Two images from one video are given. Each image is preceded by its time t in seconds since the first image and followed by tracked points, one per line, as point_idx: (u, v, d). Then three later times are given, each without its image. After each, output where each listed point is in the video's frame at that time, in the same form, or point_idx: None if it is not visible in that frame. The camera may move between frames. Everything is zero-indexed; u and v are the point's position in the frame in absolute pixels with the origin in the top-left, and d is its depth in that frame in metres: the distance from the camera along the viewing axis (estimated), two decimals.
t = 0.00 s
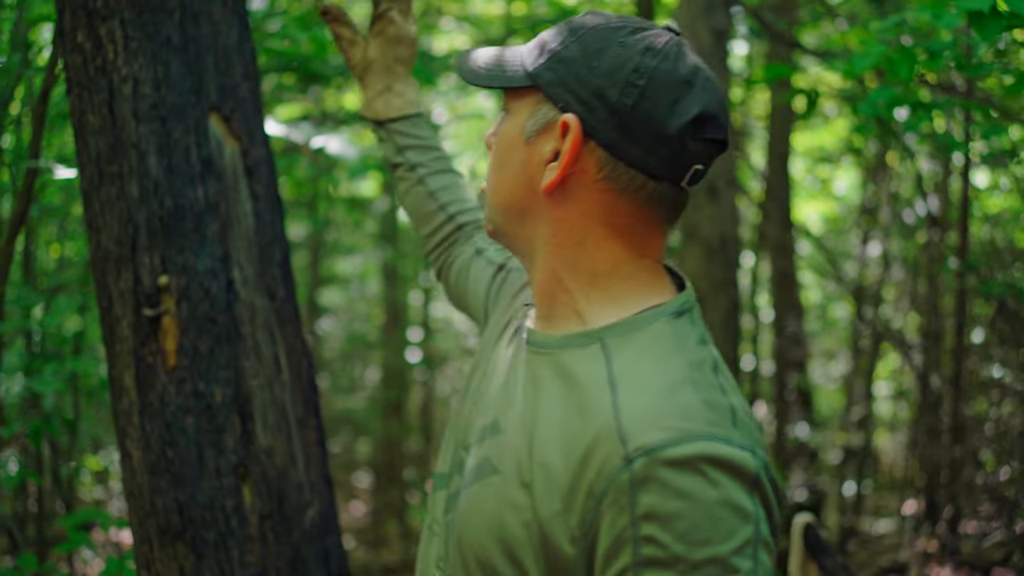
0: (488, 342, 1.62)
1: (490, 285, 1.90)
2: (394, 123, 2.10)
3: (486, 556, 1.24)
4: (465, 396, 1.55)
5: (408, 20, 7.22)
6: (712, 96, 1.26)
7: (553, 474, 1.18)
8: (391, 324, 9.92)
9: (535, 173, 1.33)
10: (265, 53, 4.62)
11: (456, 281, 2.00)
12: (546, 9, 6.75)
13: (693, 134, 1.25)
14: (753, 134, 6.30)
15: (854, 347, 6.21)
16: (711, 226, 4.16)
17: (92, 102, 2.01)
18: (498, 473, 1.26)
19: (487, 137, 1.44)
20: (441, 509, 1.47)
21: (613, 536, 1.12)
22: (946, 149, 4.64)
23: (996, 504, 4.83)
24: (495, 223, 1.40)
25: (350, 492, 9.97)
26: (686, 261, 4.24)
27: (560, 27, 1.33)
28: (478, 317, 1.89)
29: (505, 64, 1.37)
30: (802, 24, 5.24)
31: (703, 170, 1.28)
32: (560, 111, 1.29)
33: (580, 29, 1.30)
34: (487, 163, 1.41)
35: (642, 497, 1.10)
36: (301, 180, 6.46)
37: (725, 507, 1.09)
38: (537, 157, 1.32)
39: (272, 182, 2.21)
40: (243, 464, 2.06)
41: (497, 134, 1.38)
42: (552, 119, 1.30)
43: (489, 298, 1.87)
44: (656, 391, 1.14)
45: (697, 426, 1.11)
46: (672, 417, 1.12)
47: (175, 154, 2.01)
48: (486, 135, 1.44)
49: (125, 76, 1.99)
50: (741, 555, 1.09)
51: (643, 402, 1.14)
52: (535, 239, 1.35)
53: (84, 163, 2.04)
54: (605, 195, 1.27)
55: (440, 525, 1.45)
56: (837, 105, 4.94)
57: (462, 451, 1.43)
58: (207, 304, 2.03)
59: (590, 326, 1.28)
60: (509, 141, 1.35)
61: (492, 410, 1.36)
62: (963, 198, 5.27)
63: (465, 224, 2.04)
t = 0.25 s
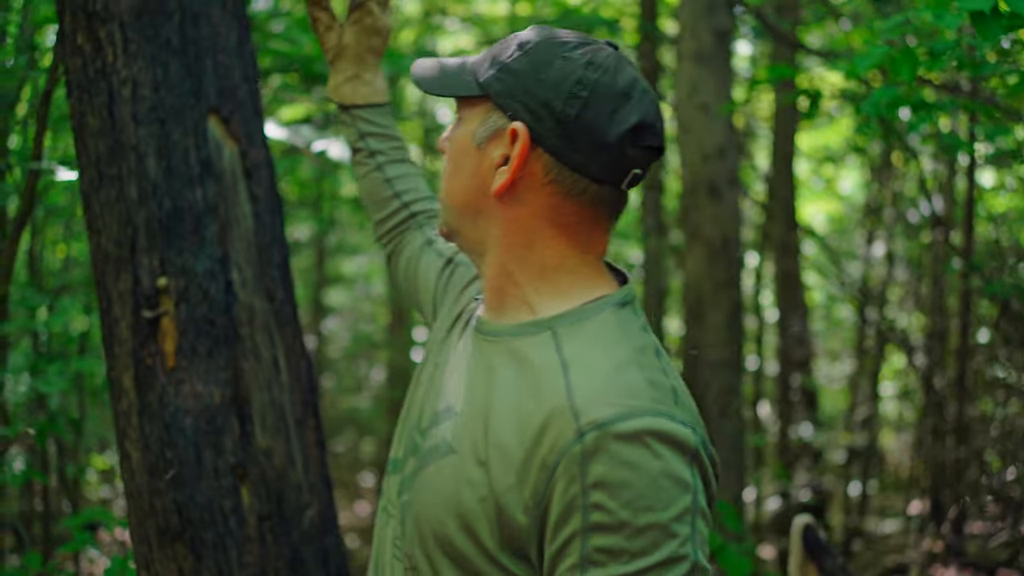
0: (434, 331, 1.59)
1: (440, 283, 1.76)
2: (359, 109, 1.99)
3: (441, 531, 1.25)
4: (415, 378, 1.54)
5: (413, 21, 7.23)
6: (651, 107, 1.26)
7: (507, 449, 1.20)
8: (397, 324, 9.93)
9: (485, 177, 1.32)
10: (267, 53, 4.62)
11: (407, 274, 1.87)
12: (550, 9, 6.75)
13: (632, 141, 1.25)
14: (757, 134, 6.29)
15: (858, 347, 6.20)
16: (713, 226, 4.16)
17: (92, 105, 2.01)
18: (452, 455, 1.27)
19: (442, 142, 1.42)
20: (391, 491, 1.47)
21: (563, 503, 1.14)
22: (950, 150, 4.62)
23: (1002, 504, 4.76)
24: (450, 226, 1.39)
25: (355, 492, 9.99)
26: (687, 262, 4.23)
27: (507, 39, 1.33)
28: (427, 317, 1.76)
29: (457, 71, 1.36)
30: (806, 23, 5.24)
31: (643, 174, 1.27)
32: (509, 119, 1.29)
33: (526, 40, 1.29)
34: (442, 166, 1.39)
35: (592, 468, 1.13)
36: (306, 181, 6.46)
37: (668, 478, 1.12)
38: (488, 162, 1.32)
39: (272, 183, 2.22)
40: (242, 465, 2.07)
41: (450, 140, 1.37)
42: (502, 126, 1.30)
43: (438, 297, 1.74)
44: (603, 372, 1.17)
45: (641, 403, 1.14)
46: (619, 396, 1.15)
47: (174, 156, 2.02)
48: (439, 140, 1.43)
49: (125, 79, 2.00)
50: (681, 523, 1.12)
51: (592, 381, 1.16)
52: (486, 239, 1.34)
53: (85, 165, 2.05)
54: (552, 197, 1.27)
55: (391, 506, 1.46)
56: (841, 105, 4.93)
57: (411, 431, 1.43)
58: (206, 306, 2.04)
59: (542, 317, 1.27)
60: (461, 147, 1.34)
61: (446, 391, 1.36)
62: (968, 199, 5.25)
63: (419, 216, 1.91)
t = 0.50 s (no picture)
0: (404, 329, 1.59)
1: (413, 276, 1.75)
2: (342, 102, 1.99)
3: (419, 515, 1.25)
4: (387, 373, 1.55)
5: (427, 24, 7.26)
6: (607, 107, 1.27)
7: (481, 429, 1.20)
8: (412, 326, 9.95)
9: (453, 180, 1.33)
10: (279, 57, 4.66)
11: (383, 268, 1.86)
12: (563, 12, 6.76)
13: (592, 140, 1.26)
14: (771, 135, 6.26)
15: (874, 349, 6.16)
16: (724, 228, 4.14)
17: (98, 110, 2.03)
18: (426, 437, 1.27)
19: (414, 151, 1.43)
20: (370, 483, 1.47)
21: (536, 477, 1.15)
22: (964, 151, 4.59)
23: None
24: (421, 229, 1.39)
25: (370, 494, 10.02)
26: (698, 264, 4.22)
27: (469, 48, 1.33)
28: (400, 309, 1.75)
29: (420, 84, 1.37)
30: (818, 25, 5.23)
31: (603, 171, 1.28)
32: (472, 124, 1.29)
33: (487, 48, 1.30)
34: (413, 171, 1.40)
35: (564, 441, 1.13)
36: (320, 184, 6.49)
37: (637, 448, 1.12)
38: (455, 165, 1.32)
39: (278, 187, 2.24)
40: (247, 469, 2.08)
41: (417, 146, 1.38)
42: (465, 131, 1.30)
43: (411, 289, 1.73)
44: (571, 352, 1.19)
45: (610, 379, 1.16)
46: (588, 372, 1.16)
47: (179, 160, 2.03)
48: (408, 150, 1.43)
49: (130, 84, 2.01)
50: (651, 492, 1.12)
51: (560, 360, 1.18)
52: (457, 240, 1.34)
53: (91, 170, 2.06)
54: (517, 195, 1.27)
55: (371, 496, 1.45)
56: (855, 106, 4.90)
57: (387, 421, 1.43)
58: (211, 309, 2.04)
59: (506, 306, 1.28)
60: (427, 152, 1.35)
61: (418, 379, 1.37)
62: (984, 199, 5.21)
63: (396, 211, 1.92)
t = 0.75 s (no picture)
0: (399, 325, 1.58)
1: (405, 269, 1.71)
2: (314, 81, 1.98)
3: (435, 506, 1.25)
4: (386, 369, 1.53)
5: (452, 23, 7.25)
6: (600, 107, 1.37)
7: (501, 419, 1.21)
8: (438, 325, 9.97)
9: (515, 198, 1.29)
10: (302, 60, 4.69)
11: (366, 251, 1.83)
12: (588, 11, 6.73)
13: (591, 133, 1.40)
14: (798, 135, 6.20)
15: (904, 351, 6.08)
16: (748, 229, 4.11)
17: (117, 113, 2.04)
18: (441, 427, 1.27)
19: (420, 173, 1.32)
20: (373, 478, 1.45)
21: (559, 465, 1.16)
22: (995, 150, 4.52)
23: None
24: (460, 256, 1.31)
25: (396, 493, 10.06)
26: (722, 266, 4.19)
27: (485, 59, 1.29)
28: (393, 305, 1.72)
29: (451, 104, 1.27)
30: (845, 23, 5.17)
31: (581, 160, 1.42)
32: (539, 138, 1.28)
33: (513, 58, 1.28)
34: (441, 194, 1.30)
35: (588, 430, 1.16)
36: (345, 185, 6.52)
37: (660, 436, 1.15)
38: (518, 183, 1.28)
39: (295, 189, 2.25)
40: (263, 470, 2.11)
41: (455, 168, 1.29)
42: (531, 146, 1.28)
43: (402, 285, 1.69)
44: (592, 347, 1.22)
45: (630, 371, 1.19)
46: (609, 365, 1.19)
47: (196, 163, 2.04)
48: (412, 173, 1.32)
49: (148, 87, 2.02)
50: (670, 480, 1.15)
51: (582, 355, 1.21)
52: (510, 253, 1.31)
53: (111, 172, 2.07)
54: (569, 198, 1.33)
55: (375, 491, 1.43)
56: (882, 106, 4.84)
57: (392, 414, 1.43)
58: (227, 312, 2.06)
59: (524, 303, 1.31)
60: (479, 172, 1.28)
61: (428, 373, 1.37)
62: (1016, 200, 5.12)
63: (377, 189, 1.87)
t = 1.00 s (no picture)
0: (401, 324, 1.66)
1: (400, 260, 1.74)
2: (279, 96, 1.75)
3: (458, 506, 1.32)
4: (392, 373, 1.60)
5: (474, 24, 7.25)
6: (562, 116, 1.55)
7: (523, 421, 1.29)
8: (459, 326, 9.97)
9: (566, 202, 1.43)
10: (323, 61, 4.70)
11: (363, 250, 1.83)
12: (610, 10, 6.71)
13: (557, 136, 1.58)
14: (822, 135, 6.14)
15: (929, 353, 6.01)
16: (769, 230, 4.08)
17: (134, 116, 2.06)
18: (465, 430, 1.34)
19: (486, 184, 1.40)
20: (387, 481, 1.51)
21: (585, 465, 1.22)
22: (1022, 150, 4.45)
23: None
24: (520, 261, 1.41)
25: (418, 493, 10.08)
26: (742, 267, 4.16)
27: (539, 69, 1.39)
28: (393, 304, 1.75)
29: (527, 116, 1.34)
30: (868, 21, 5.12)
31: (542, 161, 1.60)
32: (585, 147, 1.44)
33: (556, 69, 1.41)
34: (511, 202, 1.39)
35: (613, 430, 1.22)
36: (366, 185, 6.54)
37: (685, 435, 1.22)
38: (569, 189, 1.43)
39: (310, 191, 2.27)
40: (277, 471, 2.12)
41: (527, 177, 1.39)
42: (578, 155, 1.43)
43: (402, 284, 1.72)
44: (609, 350, 1.29)
45: (649, 372, 1.26)
46: (629, 367, 1.27)
47: (211, 165, 2.05)
48: (478, 184, 1.40)
49: (164, 89, 2.04)
50: (692, 477, 1.21)
51: (601, 358, 1.28)
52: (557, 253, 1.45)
53: (127, 175, 2.09)
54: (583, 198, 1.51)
55: (389, 495, 1.49)
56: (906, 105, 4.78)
57: (405, 418, 1.49)
58: (242, 313, 2.06)
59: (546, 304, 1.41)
60: (547, 180, 1.39)
61: (444, 378, 1.44)
62: None
63: (364, 188, 1.84)
